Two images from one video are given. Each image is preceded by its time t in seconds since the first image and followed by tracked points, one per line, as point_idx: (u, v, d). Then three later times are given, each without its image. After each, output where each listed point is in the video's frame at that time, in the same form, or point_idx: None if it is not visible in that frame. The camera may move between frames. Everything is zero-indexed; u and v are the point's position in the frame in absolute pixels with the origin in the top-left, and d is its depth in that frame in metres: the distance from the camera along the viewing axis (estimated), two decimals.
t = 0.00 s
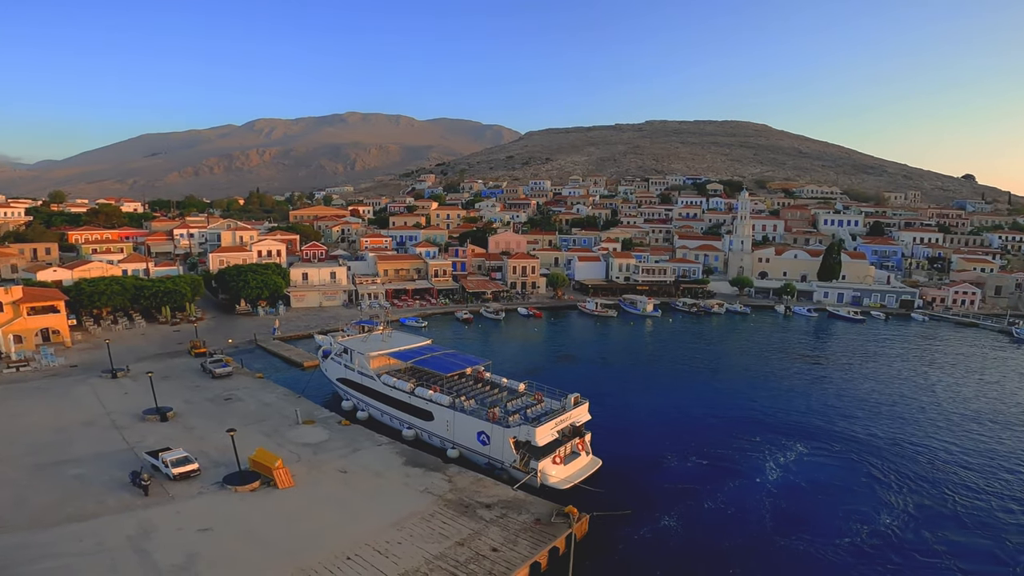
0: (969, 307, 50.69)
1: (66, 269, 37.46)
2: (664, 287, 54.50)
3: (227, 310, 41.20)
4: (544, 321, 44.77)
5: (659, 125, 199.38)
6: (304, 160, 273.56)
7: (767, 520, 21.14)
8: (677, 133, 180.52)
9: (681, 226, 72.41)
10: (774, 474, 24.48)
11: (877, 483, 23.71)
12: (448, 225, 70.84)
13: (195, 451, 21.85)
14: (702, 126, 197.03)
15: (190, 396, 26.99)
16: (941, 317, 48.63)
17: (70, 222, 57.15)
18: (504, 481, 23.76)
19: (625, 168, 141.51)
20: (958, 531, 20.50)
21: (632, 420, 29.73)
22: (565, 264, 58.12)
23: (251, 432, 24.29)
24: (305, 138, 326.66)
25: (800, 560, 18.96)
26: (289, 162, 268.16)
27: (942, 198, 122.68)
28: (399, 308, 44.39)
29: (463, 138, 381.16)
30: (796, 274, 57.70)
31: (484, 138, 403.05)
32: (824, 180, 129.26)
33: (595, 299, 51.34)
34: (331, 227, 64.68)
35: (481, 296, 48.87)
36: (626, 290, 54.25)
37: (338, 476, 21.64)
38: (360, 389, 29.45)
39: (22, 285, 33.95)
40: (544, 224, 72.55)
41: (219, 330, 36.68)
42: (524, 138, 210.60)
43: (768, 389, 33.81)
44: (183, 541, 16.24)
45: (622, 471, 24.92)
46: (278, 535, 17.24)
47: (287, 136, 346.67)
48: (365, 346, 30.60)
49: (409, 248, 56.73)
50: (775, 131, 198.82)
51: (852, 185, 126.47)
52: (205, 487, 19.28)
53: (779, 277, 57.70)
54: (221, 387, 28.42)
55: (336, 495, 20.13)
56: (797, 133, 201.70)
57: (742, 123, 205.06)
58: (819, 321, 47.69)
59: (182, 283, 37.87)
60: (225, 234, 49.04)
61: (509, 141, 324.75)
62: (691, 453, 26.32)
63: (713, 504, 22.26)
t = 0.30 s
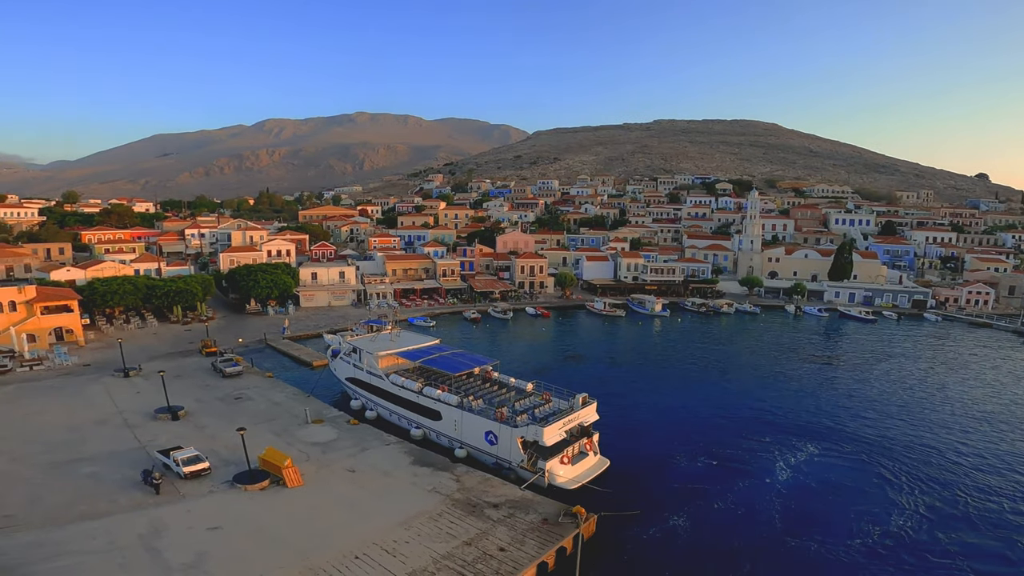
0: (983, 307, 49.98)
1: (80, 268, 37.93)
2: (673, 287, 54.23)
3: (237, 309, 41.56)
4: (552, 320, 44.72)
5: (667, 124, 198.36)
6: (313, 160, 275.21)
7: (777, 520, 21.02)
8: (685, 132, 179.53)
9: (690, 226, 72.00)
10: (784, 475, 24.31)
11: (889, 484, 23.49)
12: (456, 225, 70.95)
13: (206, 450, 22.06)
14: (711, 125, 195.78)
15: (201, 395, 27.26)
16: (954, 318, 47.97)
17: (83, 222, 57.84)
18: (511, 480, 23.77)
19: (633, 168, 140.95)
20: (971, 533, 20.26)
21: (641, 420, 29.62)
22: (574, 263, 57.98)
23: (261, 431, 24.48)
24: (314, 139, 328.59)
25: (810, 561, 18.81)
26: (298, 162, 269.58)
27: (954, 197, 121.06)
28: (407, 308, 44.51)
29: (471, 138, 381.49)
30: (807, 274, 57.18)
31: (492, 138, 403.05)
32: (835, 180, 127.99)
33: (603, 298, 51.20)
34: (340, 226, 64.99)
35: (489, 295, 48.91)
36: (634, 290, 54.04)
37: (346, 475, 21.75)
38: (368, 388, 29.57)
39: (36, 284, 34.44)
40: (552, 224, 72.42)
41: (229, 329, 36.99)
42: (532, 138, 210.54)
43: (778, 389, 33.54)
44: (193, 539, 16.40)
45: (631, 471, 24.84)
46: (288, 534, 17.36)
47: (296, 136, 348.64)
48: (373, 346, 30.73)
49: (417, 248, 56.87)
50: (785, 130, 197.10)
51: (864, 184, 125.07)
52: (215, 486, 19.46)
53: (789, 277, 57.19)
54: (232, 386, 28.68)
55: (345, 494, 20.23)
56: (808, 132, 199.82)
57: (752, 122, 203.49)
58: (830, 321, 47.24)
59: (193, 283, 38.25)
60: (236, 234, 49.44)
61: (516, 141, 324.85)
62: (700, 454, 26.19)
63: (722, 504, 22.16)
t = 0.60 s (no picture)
0: (999, 308, 49.07)
1: (95, 269, 38.48)
2: (683, 287, 53.91)
3: (249, 309, 41.97)
4: (561, 321, 44.67)
5: (677, 124, 197.16)
6: (323, 161, 277.03)
7: (789, 521, 20.84)
8: (695, 132, 178.31)
9: (700, 226, 71.58)
10: (797, 476, 24.11)
11: (903, 486, 23.20)
12: (465, 225, 71.07)
13: (218, 449, 22.29)
14: (721, 124, 194.36)
15: (213, 394, 27.56)
16: (971, 318, 47.20)
17: (99, 223, 58.69)
18: (520, 481, 23.79)
19: (643, 168, 140.24)
20: (987, 536, 19.97)
21: (651, 421, 29.49)
22: (583, 264, 57.85)
23: (272, 431, 24.70)
24: (325, 140, 331.05)
25: (822, 563, 18.63)
26: (309, 163, 271.47)
27: (970, 197, 119.20)
28: (417, 308, 44.67)
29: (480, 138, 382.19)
30: (820, 274, 56.57)
31: (499, 139, 403.44)
32: (848, 179, 126.53)
33: (613, 299, 51.01)
34: (351, 227, 65.37)
35: (499, 296, 48.96)
36: (644, 290, 53.80)
37: (356, 475, 21.88)
38: (378, 388, 29.72)
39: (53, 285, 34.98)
40: (561, 224, 72.28)
41: (241, 329, 37.36)
42: (541, 138, 210.16)
43: (790, 390, 33.22)
44: (206, 537, 16.58)
45: (640, 472, 24.75)
46: (298, 533, 17.51)
47: (308, 137, 351.01)
48: (384, 346, 30.87)
49: (427, 248, 57.04)
50: (797, 129, 195.19)
51: (877, 184, 123.44)
52: (227, 485, 19.67)
53: (801, 277, 56.65)
54: (244, 386, 28.97)
55: (355, 494, 20.37)
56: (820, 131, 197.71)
57: (763, 121, 201.77)
58: (843, 322, 46.72)
59: (205, 283, 38.66)
60: (248, 235, 49.92)
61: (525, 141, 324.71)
62: (711, 454, 26.04)
63: (733, 505, 22.01)
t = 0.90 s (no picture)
0: (1017, 309, 47.78)
1: (111, 268, 39.04)
2: (694, 287, 53.60)
3: (261, 308, 42.35)
4: (571, 320, 44.61)
5: (688, 124, 195.89)
6: (334, 160, 278.67)
7: (800, 523, 20.66)
8: (706, 131, 177.00)
9: (711, 225, 71.10)
10: (809, 477, 23.89)
11: (918, 488, 22.90)
12: (475, 225, 71.17)
13: (230, 447, 22.53)
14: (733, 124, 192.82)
15: (226, 392, 27.87)
16: (988, 319, 46.41)
17: (114, 222, 59.52)
18: (529, 481, 23.79)
19: (653, 167, 139.42)
20: (1004, 539, 19.65)
21: (661, 421, 29.34)
22: (593, 263, 57.68)
23: (283, 429, 24.92)
24: (335, 140, 333.04)
25: (834, 565, 18.44)
26: (320, 163, 273.19)
27: (987, 197, 117.22)
28: (427, 307, 44.84)
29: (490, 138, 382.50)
30: (833, 275, 55.94)
31: (509, 138, 403.61)
32: (862, 179, 124.90)
33: (623, 299, 50.80)
34: (361, 227, 65.71)
35: (509, 295, 49.01)
36: (654, 290, 53.55)
37: (366, 473, 22.01)
38: (388, 387, 29.87)
39: (70, 284, 35.55)
40: (571, 223, 72.14)
41: (253, 328, 37.72)
42: (551, 138, 209.75)
43: (803, 391, 32.87)
44: (217, 535, 16.76)
45: (650, 472, 24.65)
46: (309, 531, 17.65)
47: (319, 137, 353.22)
48: (394, 345, 31.02)
49: (437, 247, 57.21)
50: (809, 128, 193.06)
51: (892, 184, 121.77)
52: (238, 484, 19.87)
53: (814, 277, 56.06)
54: (256, 385, 29.25)
55: (365, 493, 20.49)
56: (833, 131, 195.42)
57: (774, 121, 199.99)
58: (857, 322, 46.18)
59: (218, 282, 39.09)
60: (260, 234, 50.39)
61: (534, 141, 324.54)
62: (723, 455, 25.88)
63: (743, 506, 21.86)
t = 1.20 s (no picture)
0: None
1: (133, 266, 39.87)
2: (711, 287, 53.03)
3: (279, 306, 42.91)
4: (585, 320, 44.46)
5: (704, 122, 193.81)
6: (350, 160, 280.89)
7: (818, 525, 20.38)
8: (723, 130, 174.79)
9: (729, 224, 70.27)
10: (827, 478, 23.54)
11: (940, 491, 22.44)
12: (490, 223, 71.22)
13: (247, 444, 22.90)
14: (750, 122, 190.33)
15: (244, 389, 28.31)
16: (1014, 320, 45.18)
17: (137, 221, 60.71)
18: (542, 480, 23.79)
19: (669, 166, 138.12)
20: None
21: (676, 421, 29.11)
22: (608, 263, 57.40)
23: (299, 427, 25.24)
24: (351, 139, 335.83)
25: (852, 568, 18.15)
26: (336, 162, 275.50)
27: (1014, 196, 114.03)
28: (442, 306, 45.01)
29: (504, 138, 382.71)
30: (853, 275, 54.93)
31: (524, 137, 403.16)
32: (884, 178, 122.36)
33: (638, 298, 50.44)
34: (377, 225, 66.19)
35: (523, 294, 49.00)
36: (670, 289, 53.09)
37: (380, 471, 22.21)
38: (402, 385, 30.09)
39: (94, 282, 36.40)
40: (586, 223, 71.84)
41: (271, 326, 38.26)
42: (566, 137, 208.93)
43: (821, 392, 32.35)
44: (234, 532, 17.03)
45: (664, 472, 24.48)
46: (323, 528, 17.86)
47: (336, 137, 356.23)
48: (408, 344, 31.21)
49: (451, 246, 57.37)
50: (829, 126, 189.70)
51: (914, 183, 119.11)
52: (255, 480, 20.18)
53: (834, 277, 55.11)
54: (273, 382, 29.67)
55: (379, 490, 20.68)
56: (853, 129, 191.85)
57: (793, 120, 196.97)
58: (878, 323, 45.31)
59: (237, 280, 39.70)
60: (278, 233, 51.05)
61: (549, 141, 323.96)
62: (738, 456, 25.61)
63: (759, 508, 21.62)
